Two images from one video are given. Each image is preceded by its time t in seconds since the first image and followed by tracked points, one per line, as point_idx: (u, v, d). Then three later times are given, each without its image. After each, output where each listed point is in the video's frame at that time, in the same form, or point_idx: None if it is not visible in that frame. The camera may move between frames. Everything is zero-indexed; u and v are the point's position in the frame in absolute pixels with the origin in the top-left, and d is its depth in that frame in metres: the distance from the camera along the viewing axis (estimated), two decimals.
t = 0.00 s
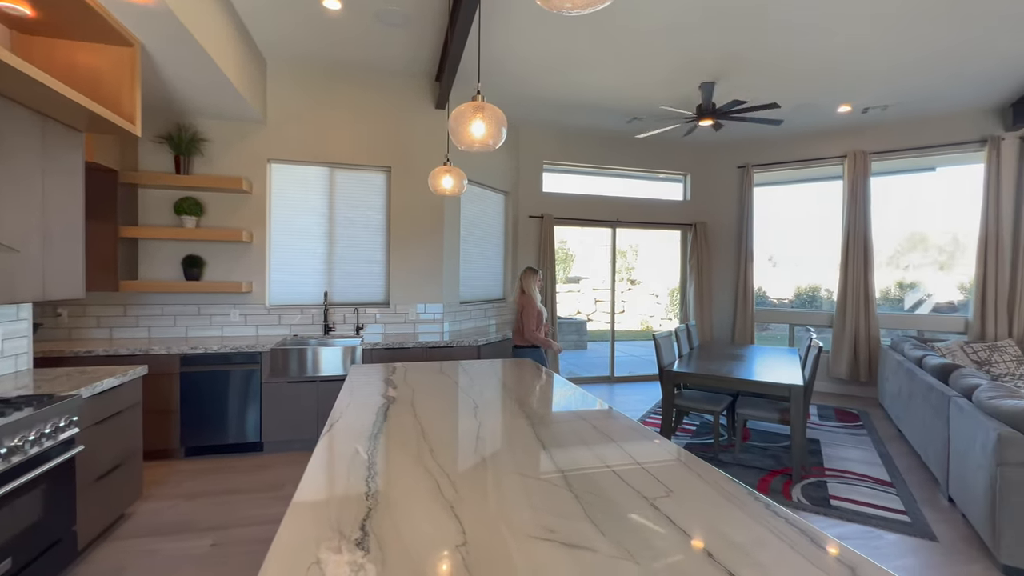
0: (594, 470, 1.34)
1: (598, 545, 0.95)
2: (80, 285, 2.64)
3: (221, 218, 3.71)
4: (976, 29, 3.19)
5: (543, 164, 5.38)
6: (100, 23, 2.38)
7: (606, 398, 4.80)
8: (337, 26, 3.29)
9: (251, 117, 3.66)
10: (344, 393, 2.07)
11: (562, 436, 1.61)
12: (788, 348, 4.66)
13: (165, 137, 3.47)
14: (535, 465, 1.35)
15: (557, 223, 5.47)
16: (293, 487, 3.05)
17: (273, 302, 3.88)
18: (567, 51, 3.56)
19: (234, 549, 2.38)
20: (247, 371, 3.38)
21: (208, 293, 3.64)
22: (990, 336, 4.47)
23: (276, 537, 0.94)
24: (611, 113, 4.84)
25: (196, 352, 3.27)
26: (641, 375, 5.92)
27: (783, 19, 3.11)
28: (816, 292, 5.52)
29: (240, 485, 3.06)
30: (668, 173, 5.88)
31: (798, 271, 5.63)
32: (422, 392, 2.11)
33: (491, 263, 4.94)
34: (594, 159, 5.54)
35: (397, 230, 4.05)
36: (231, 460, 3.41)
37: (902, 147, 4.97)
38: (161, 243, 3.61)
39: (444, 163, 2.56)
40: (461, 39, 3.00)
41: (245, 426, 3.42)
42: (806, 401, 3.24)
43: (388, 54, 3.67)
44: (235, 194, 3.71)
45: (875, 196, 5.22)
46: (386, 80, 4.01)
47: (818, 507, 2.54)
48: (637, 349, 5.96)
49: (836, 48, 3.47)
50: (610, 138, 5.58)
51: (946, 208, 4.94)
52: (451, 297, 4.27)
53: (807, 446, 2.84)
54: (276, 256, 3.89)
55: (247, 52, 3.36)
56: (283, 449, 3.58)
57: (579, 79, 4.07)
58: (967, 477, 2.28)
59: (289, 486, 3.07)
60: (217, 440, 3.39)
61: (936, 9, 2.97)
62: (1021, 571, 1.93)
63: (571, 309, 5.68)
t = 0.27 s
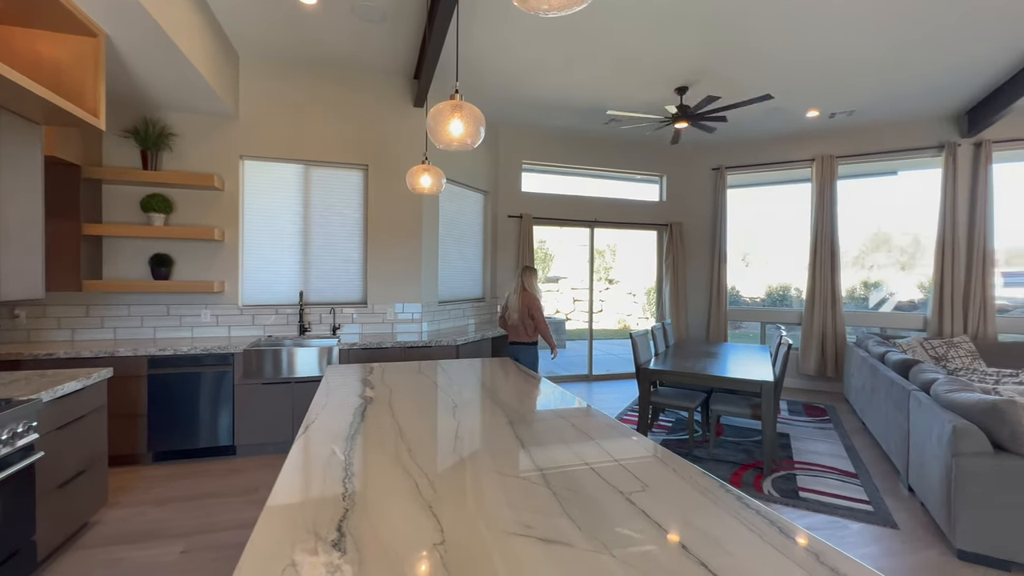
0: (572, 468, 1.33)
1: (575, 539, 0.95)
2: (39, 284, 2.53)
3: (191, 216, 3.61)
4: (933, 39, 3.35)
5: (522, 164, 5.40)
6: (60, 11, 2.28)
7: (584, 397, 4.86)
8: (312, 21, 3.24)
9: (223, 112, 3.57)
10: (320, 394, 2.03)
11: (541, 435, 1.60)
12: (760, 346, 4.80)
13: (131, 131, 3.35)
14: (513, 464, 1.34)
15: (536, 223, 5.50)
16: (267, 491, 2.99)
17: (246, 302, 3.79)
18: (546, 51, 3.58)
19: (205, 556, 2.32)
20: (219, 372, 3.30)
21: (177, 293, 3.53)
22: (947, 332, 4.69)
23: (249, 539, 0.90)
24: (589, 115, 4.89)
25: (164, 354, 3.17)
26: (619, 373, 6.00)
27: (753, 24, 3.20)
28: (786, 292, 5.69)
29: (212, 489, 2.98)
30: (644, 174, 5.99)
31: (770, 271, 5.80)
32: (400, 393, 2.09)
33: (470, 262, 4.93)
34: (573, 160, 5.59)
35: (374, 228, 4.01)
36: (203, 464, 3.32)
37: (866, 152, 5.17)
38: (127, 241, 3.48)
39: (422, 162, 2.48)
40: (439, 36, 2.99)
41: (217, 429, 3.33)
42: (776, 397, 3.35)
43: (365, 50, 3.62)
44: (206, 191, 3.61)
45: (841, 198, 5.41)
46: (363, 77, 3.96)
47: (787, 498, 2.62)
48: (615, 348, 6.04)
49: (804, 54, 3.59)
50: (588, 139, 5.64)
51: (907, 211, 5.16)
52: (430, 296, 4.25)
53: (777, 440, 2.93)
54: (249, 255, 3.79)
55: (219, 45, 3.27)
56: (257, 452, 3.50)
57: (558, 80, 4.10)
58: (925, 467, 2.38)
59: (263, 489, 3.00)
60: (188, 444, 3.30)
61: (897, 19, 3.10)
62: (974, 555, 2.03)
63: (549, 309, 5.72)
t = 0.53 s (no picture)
0: (551, 464, 1.33)
1: (552, 535, 0.93)
2: None
3: (160, 214, 3.50)
4: (895, 51, 3.50)
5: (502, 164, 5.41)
6: None
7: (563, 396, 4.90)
8: (288, 16, 3.18)
9: (194, 107, 3.47)
10: (296, 395, 1.99)
11: (520, 432, 1.60)
12: (733, 344, 4.93)
13: (96, 126, 3.24)
14: (492, 461, 1.33)
15: (516, 223, 5.53)
16: (241, 495, 2.92)
17: (218, 302, 3.70)
18: (525, 53, 3.60)
19: (175, 563, 2.26)
20: (190, 375, 3.21)
21: (146, 293, 3.42)
22: (908, 330, 4.91)
23: (223, 543, 0.88)
24: (568, 116, 4.94)
25: (131, 356, 3.07)
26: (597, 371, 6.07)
27: (727, 32, 3.29)
28: (759, 291, 5.85)
29: (183, 495, 2.90)
30: (622, 175, 6.07)
31: (743, 271, 5.96)
32: (378, 393, 2.06)
33: (449, 262, 4.92)
34: (551, 160, 5.63)
35: (352, 227, 3.95)
36: (173, 470, 3.22)
37: (833, 156, 5.36)
38: (91, 240, 3.36)
39: (401, 161, 2.41)
40: (417, 35, 2.97)
41: (188, 433, 3.24)
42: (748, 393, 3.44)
43: (342, 47, 3.57)
44: (176, 188, 3.51)
45: (810, 200, 5.60)
46: (340, 74, 3.90)
47: (758, 492, 2.70)
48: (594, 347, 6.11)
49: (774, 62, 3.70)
50: (567, 140, 5.69)
51: (872, 213, 5.37)
52: (409, 296, 4.22)
53: (749, 436, 3.02)
54: (222, 255, 3.70)
55: (189, 38, 3.18)
56: (230, 456, 3.42)
57: (537, 81, 4.12)
58: (888, 459, 2.47)
59: (237, 494, 2.93)
60: (157, 449, 3.20)
61: (862, 30, 3.22)
62: (932, 542, 2.12)
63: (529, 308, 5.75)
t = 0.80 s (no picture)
0: (529, 461, 1.33)
1: (530, 528, 0.94)
2: None
3: (129, 212, 3.40)
4: (860, 59, 3.64)
5: (481, 164, 5.42)
6: None
7: (542, 395, 4.95)
8: (263, 11, 3.12)
9: (164, 102, 3.37)
10: (272, 398, 1.96)
11: (499, 431, 1.60)
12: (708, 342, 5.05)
13: (60, 120, 3.12)
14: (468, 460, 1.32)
15: (495, 223, 5.54)
16: (215, 500, 2.86)
17: (190, 303, 3.60)
18: (505, 54, 3.62)
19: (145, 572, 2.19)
20: (161, 378, 3.12)
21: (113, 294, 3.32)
22: (872, 327, 5.11)
23: (196, 546, 0.86)
24: (547, 117, 4.98)
25: (98, 359, 2.97)
26: (576, 370, 6.13)
27: (701, 38, 3.37)
28: (733, 290, 6.00)
29: (153, 501, 2.82)
30: (600, 176, 6.15)
31: (717, 271, 6.10)
32: (356, 394, 2.04)
33: (429, 262, 4.90)
34: (531, 161, 5.67)
35: (329, 227, 3.90)
36: (142, 476, 3.13)
37: (803, 160, 5.54)
38: (55, 238, 3.24)
39: (380, 160, 2.35)
40: (397, 34, 2.96)
41: (159, 438, 3.15)
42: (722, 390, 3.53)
43: (319, 44, 3.53)
44: (146, 185, 3.40)
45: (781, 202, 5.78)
46: (317, 71, 3.85)
47: (731, 485, 2.77)
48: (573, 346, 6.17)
49: (747, 68, 3.80)
50: (547, 141, 5.73)
51: (840, 215, 5.57)
52: (387, 296, 4.19)
53: (723, 431, 3.10)
54: (193, 254, 3.60)
55: (159, 32, 3.10)
56: (203, 461, 3.34)
57: (517, 82, 4.15)
58: (853, 451, 2.57)
59: (210, 499, 2.87)
60: (125, 454, 3.10)
61: (829, 39, 3.34)
62: (893, 530, 2.22)
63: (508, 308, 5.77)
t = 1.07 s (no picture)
0: (507, 458, 1.34)
1: (505, 523, 0.95)
2: None
3: (96, 210, 3.29)
4: (827, 66, 3.77)
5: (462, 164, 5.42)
6: None
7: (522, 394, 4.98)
8: (238, 5, 3.06)
9: (133, 96, 3.27)
10: (247, 400, 1.93)
11: (478, 430, 1.60)
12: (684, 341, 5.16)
13: (21, 114, 3.00)
14: (446, 458, 1.32)
15: (476, 222, 5.54)
16: (187, 506, 2.79)
17: (161, 304, 3.51)
18: (485, 54, 3.63)
19: None
20: (130, 380, 3.03)
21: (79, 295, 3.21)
22: (840, 325, 5.30)
23: (170, 549, 0.85)
24: (528, 118, 5.01)
25: (63, 362, 2.87)
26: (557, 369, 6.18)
27: (676, 42, 3.44)
28: (709, 290, 6.14)
29: (122, 508, 2.73)
30: (579, 177, 6.22)
31: (693, 271, 6.24)
32: (335, 395, 2.02)
33: (408, 262, 4.87)
34: (511, 161, 5.70)
35: (307, 226, 3.85)
36: (111, 481, 3.04)
37: (775, 163, 5.71)
38: (15, 236, 3.11)
39: (358, 159, 2.31)
40: (375, 32, 2.94)
41: (129, 442, 3.06)
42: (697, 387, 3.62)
43: (296, 40, 3.47)
44: (114, 182, 3.30)
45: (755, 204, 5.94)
46: (293, 68, 3.78)
47: (706, 480, 2.84)
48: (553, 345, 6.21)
49: (721, 72, 3.90)
50: (527, 142, 5.76)
51: (810, 217, 5.75)
52: (366, 296, 4.15)
53: (698, 427, 3.18)
54: (164, 253, 3.51)
55: (128, 24, 3.00)
56: (175, 466, 3.25)
57: (497, 83, 4.16)
58: (821, 444, 2.67)
59: (183, 504, 2.80)
60: (92, 459, 3.00)
61: (799, 46, 3.46)
62: (858, 520, 2.31)
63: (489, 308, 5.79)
